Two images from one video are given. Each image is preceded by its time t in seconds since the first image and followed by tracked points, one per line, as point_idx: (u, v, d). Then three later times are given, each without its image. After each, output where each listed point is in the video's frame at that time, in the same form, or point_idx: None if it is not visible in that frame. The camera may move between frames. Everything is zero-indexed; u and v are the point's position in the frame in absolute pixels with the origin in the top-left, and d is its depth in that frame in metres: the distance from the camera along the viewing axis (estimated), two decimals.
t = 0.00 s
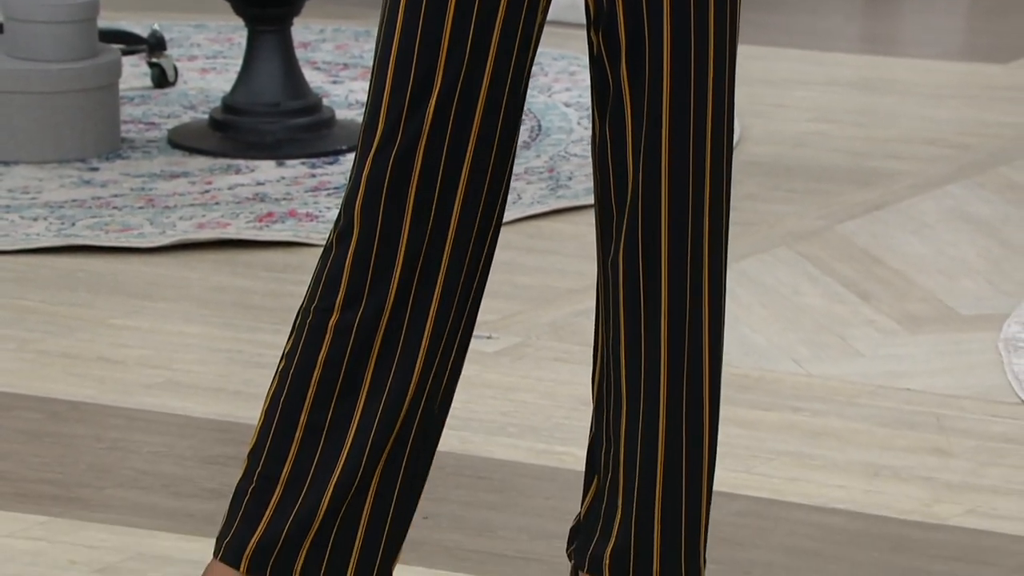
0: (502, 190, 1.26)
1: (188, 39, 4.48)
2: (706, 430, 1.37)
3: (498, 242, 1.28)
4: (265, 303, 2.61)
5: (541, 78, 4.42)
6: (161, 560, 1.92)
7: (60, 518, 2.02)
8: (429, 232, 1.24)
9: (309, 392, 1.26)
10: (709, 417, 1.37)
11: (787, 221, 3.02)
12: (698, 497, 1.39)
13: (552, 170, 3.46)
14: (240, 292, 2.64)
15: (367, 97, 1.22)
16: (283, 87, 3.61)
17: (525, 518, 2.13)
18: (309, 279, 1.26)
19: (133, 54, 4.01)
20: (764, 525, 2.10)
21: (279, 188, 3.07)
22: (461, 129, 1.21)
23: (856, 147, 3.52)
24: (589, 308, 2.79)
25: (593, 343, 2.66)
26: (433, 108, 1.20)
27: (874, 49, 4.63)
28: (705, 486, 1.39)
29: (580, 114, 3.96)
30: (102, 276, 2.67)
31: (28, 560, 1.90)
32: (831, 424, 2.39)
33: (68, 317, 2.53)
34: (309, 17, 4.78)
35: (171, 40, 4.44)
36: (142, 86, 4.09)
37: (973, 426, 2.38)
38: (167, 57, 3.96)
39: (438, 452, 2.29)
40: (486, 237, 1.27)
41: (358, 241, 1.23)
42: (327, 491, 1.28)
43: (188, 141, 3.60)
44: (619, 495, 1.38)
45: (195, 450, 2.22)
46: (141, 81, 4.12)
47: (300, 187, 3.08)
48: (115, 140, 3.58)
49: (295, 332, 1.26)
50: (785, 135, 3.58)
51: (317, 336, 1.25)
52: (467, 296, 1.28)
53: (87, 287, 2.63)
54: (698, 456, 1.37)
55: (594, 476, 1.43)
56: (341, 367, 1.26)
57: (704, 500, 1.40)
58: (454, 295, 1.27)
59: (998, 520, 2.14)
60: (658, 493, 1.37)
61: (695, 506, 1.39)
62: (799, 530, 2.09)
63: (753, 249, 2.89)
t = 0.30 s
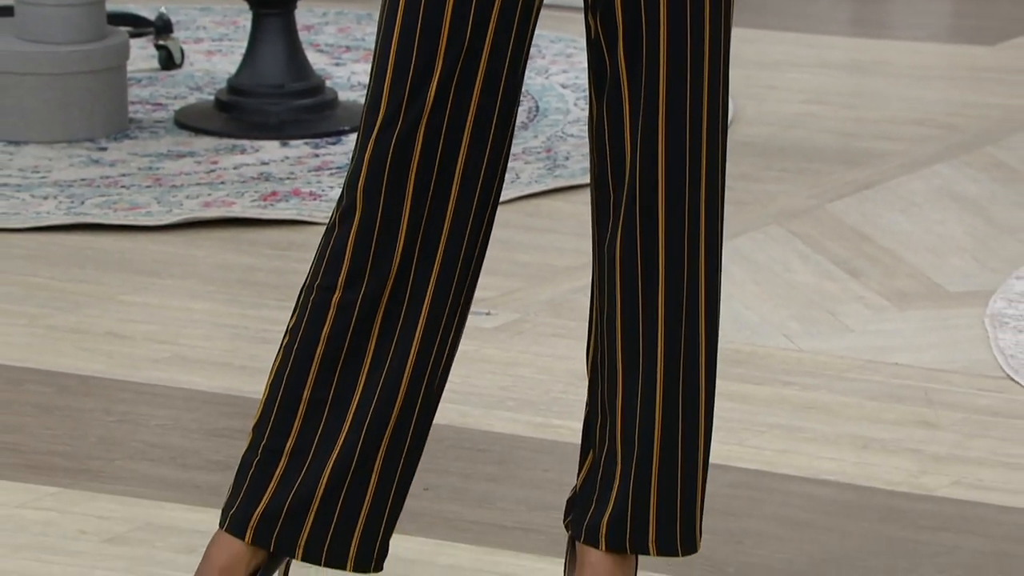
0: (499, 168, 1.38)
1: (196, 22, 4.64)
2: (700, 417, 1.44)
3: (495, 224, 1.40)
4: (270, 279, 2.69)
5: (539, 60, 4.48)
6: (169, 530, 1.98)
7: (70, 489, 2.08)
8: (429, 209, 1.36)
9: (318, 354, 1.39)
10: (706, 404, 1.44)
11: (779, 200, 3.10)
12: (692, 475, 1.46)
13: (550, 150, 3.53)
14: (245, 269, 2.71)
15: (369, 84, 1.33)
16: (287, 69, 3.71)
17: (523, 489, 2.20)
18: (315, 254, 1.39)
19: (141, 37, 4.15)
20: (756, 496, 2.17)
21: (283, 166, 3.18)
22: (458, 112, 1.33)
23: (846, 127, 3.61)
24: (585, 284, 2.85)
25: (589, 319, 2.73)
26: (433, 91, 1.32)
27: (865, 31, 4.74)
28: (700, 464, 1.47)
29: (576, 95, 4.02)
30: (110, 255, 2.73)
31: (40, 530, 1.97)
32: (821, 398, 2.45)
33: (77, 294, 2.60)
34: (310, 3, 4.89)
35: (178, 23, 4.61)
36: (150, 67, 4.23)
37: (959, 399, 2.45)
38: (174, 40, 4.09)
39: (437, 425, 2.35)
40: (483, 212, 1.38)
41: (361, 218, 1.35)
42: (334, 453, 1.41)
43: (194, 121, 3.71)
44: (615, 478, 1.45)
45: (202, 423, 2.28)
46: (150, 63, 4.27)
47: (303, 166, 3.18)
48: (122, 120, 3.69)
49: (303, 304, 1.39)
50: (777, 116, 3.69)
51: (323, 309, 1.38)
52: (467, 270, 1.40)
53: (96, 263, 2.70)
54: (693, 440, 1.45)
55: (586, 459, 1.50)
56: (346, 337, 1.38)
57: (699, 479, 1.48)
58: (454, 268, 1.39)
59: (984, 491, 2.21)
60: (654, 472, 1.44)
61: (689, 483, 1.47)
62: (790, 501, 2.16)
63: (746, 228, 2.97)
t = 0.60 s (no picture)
0: (496, 161, 1.52)
1: (207, 10, 4.80)
2: (695, 375, 1.61)
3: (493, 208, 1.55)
4: (278, 257, 2.80)
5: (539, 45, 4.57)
6: (182, 498, 2.08)
7: (86, 458, 2.18)
8: (428, 198, 1.50)
9: (323, 328, 1.53)
10: (698, 364, 1.61)
11: (768, 180, 3.23)
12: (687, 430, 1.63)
13: (548, 131, 3.62)
14: (253, 247, 2.83)
15: (372, 81, 1.48)
16: (293, 54, 3.81)
17: (523, 458, 2.30)
18: (320, 236, 1.54)
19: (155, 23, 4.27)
20: (746, 465, 2.26)
21: (291, 149, 3.33)
22: (455, 109, 1.47)
23: (833, 111, 3.72)
24: (583, 262, 2.95)
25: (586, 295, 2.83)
26: (433, 81, 1.45)
27: (853, 15, 4.86)
28: (694, 420, 1.63)
29: (574, 78, 4.12)
30: (124, 234, 2.86)
31: (58, 497, 2.06)
32: (810, 370, 2.55)
33: (93, 271, 2.71)
34: None
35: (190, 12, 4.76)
36: (163, 52, 4.35)
37: (942, 371, 2.55)
38: (187, 25, 4.23)
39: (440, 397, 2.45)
40: (481, 201, 1.53)
41: (363, 205, 1.50)
42: (341, 419, 1.56)
43: (204, 105, 3.81)
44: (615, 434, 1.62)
45: (213, 396, 2.37)
46: (163, 48, 4.38)
47: (310, 148, 3.33)
48: (137, 104, 3.82)
49: (308, 282, 1.53)
50: (768, 99, 3.82)
51: (328, 286, 1.52)
52: (466, 253, 1.54)
53: (111, 242, 2.82)
54: (687, 399, 1.61)
55: (587, 422, 1.67)
56: (351, 312, 1.53)
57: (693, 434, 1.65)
58: (453, 252, 1.53)
59: (965, 460, 2.31)
60: (649, 427, 1.61)
61: (684, 441, 1.64)
62: (779, 469, 2.26)
63: (736, 207, 3.09)
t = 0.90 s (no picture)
0: (493, 147, 1.64)
1: None
2: (686, 347, 1.74)
3: (491, 189, 1.67)
4: (289, 236, 2.93)
5: (537, 31, 4.69)
6: (196, 467, 2.19)
7: (106, 428, 2.29)
8: (430, 182, 1.62)
9: (330, 302, 1.65)
10: (687, 336, 1.73)
11: (757, 162, 3.35)
12: (678, 398, 1.76)
13: (547, 116, 3.74)
14: (264, 226, 2.96)
15: (376, 71, 1.60)
16: (302, 41, 3.93)
17: (523, 428, 2.41)
18: (326, 218, 1.66)
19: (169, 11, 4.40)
20: (737, 435, 2.38)
21: (300, 132, 3.46)
22: (455, 97, 1.59)
23: (820, 95, 3.85)
24: (579, 240, 3.07)
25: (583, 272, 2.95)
26: (434, 71, 1.58)
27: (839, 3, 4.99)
28: (684, 389, 1.76)
29: (572, 65, 4.24)
30: (140, 213, 2.98)
31: (79, 466, 2.17)
32: (796, 344, 2.67)
33: (110, 249, 2.83)
34: None
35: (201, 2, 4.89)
36: (177, 39, 4.48)
37: (924, 344, 2.67)
38: (200, 14, 4.36)
39: (442, 369, 2.57)
40: (479, 185, 1.65)
41: (368, 188, 1.62)
42: (349, 388, 1.67)
43: (215, 90, 3.92)
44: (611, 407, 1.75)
45: (226, 368, 2.49)
46: (177, 35, 4.51)
47: (318, 132, 3.46)
48: (152, 88, 3.94)
49: (318, 260, 1.65)
50: (756, 85, 3.94)
51: (336, 262, 1.64)
52: (466, 232, 1.67)
53: (128, 221, 2.95)
54: (677, 368, 1.74)
55: (585, 395, 1.80)
56: (358, 287, 1.65)
57: (685, 403, 1.77)
58: (454, 232, 1.65)
59: (946, 429, 2.42)
60: (642, 395, 1.73)
61: (677, 410, 1.76)
62: (769, 439, 2.37)
63: (727, 188, 3.21)
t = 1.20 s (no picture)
0: (491, 137, 1.77)
1: None
2: (677, 324, 1.86)
3: (490, 177, 1.79)
4: (299, 218, 3.05)
5: (535, 22, 4.82)
6: (209, 439, 2.29)
7: (124, 401, 2.39)
8: (431, 169, 1.75)
9: (337, 280, 1.77)
10: (677, 314, 1.86)
11: (746, 147, 3.48)
12: (670, 371, 1.88)
13: (546, 102, 3.86)
14: (275, 209, 3.09)
15: (380, 64, 1.72)
16: (312, 30, 4.05)
17: (523, 401, 2.53)
18: (333, 201, 1.78)
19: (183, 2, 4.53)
20: (728, 408, 2.50)
21: (309, 118, 3.59)
22: (456, 89, 1.72)
23: (806, 83, 3.97)
24: (576, 222, 3.19)
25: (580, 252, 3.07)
26: (435, 65, 1.70)
27: None
28: (674, 363, 1.88)
29: (569, 53, 4.36)
30: (156, 196, 3.12)
31: (97, 437, 2.27)
32: (784, 321, 2.79)
33: (127, 230, 2.96)
34: None
35: None
36: (190, 29, 4.60)
37: (906, 321, 2.80)
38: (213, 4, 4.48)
39: (444, 345, 2.70)
40: (478, 172, 1.77)
41: (372, 173, 1.74)
42: (355, 360, 1.80)
43: (228, 78, 4.04)
44: (605, 380, 1.87)
45: (238, 344, 2.61)
46: (191, 25, 4.63)
47: (327, 118, 3.59)
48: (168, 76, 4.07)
49: (325, 241, 1.78)
50: (745, 72, 4.06)
51: (342, 243, 1.77)
52: (467, 216, 1.79)
53: (146, 204, 3.08)
54: (668, 344, 1.87)
55: (582, 369, 1.92)
56: (362, 266, 1.77)
57: (677, 377, 1.90)
58: (455, 216, 1.78)
59: (927, 402, 2.54)
60: (635, 368, 1.86)
61: (669, 383, 1.89)
62: (758, 412, 2.49)
63: (718, 172, 3.34)
